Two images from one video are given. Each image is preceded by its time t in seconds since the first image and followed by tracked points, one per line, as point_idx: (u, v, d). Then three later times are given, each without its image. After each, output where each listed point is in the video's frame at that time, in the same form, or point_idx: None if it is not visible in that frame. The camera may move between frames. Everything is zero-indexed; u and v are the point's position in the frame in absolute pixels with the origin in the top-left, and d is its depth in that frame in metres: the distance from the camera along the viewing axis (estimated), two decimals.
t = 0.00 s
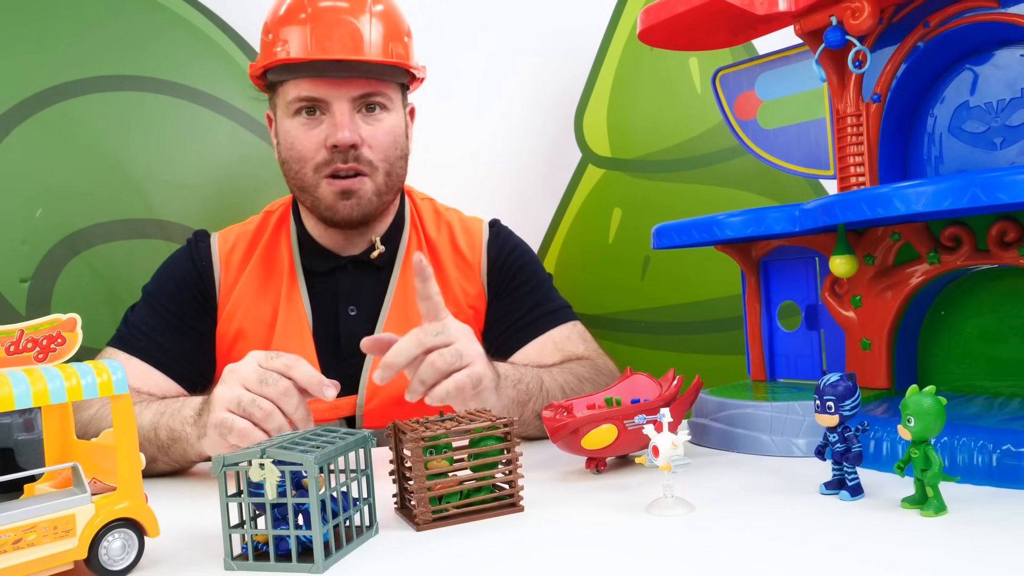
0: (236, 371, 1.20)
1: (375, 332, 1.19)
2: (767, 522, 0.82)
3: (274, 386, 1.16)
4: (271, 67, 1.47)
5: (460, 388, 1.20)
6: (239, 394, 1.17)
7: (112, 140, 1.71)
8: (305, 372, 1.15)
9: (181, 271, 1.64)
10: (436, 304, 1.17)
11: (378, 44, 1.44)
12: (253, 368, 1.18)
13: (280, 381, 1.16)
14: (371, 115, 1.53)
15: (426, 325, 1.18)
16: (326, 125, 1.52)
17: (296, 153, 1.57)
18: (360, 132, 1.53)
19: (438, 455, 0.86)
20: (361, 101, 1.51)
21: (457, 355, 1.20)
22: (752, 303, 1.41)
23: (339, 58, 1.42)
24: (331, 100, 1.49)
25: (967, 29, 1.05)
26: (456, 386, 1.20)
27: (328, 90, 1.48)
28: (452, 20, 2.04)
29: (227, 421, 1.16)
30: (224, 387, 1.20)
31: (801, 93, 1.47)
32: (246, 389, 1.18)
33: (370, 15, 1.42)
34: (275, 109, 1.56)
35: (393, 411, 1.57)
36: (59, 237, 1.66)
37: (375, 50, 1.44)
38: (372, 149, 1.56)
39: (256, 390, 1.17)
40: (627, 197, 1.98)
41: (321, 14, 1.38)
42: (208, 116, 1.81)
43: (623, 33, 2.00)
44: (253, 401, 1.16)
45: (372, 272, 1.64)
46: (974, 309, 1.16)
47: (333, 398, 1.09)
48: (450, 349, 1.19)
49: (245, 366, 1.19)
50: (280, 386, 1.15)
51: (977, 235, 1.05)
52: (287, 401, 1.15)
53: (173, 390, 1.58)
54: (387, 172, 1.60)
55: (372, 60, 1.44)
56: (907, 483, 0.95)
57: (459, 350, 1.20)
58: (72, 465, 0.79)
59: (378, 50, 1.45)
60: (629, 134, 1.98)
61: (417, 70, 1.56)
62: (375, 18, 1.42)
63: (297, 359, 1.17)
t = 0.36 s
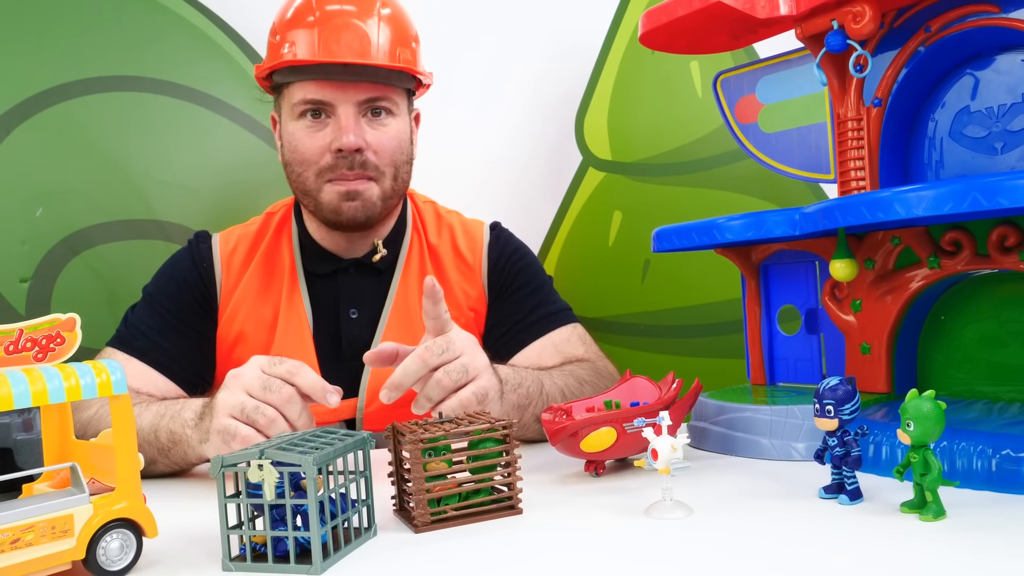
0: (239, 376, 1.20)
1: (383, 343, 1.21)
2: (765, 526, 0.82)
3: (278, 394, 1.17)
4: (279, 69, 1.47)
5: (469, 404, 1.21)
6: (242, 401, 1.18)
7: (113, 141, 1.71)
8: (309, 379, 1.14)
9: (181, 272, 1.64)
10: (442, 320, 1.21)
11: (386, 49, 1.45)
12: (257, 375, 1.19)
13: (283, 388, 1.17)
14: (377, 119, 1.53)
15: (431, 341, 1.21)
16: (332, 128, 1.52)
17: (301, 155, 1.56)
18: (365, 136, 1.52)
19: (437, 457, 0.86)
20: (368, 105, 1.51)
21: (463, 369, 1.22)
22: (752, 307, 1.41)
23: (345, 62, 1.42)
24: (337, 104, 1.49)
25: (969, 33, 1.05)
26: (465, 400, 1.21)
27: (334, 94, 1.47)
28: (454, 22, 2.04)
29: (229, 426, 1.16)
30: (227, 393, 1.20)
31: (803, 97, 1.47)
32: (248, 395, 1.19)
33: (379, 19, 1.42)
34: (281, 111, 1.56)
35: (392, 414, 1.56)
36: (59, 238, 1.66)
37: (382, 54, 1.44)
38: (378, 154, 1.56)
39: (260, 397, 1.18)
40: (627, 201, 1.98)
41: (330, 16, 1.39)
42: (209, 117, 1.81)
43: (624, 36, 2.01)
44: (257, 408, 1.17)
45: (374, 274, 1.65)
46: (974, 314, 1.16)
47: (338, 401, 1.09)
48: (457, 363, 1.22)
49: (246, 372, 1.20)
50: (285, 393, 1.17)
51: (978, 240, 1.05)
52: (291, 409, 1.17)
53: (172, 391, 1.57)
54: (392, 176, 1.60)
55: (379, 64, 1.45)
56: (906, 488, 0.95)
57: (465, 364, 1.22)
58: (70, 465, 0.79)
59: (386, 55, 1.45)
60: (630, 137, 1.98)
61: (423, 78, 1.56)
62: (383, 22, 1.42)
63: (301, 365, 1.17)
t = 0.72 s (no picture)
0: (238, 378, 1.20)
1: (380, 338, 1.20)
2: (764, 527, 0.82)
3: (278, 395, 1.17)
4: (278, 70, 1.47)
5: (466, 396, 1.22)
6: (242, 403, 1.18)
7: (111, 140, 1.71)
8: (308, 380, 1.14)
9: (181, 272, 1.63)
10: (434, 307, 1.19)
11: (385, 50, 1.45)
12: (257, 377, 1.18)
13: (283, 389, 1.17)
14: (377, 120, 1.53)
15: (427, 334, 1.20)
16: (331, 129, 1.52)
17: (300, 156, 1.56)
18: (365, 137, 1.52)
19: (435, 457, 0.86)
20: (367, 105, 1.51)
21: (461, 364, 1.21)
22: (751, 310, 1.41)
23: (344, 63, 1.41)
24: (337, 104, 1.49)
25: (968, 36, 1.05)
26: (461, 393, 1.21)
27: (334, 94, 1.47)
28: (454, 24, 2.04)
29: (229, 428, 1.16)
30: (226, 394, 1.20)
31: (803, 99, 1.47)
32: (248, 396, 1.19)
33: (378, 20, 1.43)
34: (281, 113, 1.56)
35: (392, 415, 1.56)
36: (57, 237, 1.66)
37: (381, 55, 1.44)
38: (377, 155, 1.56)
39: (259, 398, 1.18)
40: (627, 202, 1.98)
41: (329, 17, 1.39)
42: (208, 117, 1.81)
43: (624, 38, 2.01)
44: (257, 409, 1.17)
45: (374, 275, 1.64)
46: (973, 316, 1.16)
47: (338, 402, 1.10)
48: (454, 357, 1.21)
49: (246, 373, 1.19)
50: (284, 395, 1.17)
51: (977, 243, 1.05)
52: (291, 410, 1.17)
53: (170, 391, 1.57)
54: (392, 178, 1.60)
55: (378, 65, 1.44)
56: (904, 490, 0.95)
57: (463, 359, 1.22)
58: (67, 464, 0.79)
59: (385, 56, 1.45)
60: (629, 139, 1.98)
61: (423, 79, 1.56)
62: (383, 23, 1.42)
63: (300, 365, 1.16)
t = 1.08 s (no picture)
0: (239, 379, 1.20)
1: (382, 347, 1.21)
2: (763, 530, 0.82)
3: (278, 396, 1.17)
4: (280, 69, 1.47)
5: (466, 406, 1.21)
6: (243, 404, 1.18)
7: (112, 139, 1.71)
8: (310, 382, 1.14)
9: (182, 271, 1.63)
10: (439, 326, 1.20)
11: (388, 49, 1.45)
12: (257, 377, 1.19)
13: (283, 390, 1.17)
14: (379, 119, 1.54)
15: (429, 345, 1.21)
16: (333, 128, 1.52)
17: (302, 155, 1.57)
18: (366, 137, 1.53)
19: (434, 458, 0.86)
20: (370, 105, 1.51)
21: (460, 373, 1.22)
22: (751, 312, 1.42)
23: (347, 62, 1.42)
24: (339, 104, 1.49)
25: (969, 40, 1.05)
26: (461, 402, 1.21)
27: (336, 94, 1.47)
28: (455, 23, 2.04)
29: (229, 429, 1.17)
30: (226, 395, 1.20)
31: (803, 102, 1.47)
32: (247, 397, 1.19)
33: (381, 20, 1.42)
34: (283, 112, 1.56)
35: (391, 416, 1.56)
36: (57, 235, 1.66)
37: (384, 54, 1.44)
38: (379, 154, 1.56)
39: (259, 399, 1.18)
40: (626, 203, 1.98)
41: (332, 17, 1.39)
42: (209, 116, 1.81)
43: (626, 40, 2.01)
44: (258, 411, 1.17)
45: (374, 276, 1.65)
46: (973, 320, 1.16)
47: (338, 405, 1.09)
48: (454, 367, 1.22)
49: (246, 374, 1.20)
50: (284, 396, 1.17)
51: (977, 247, 1.05)
52: (291, 410, 1.17)
53: (169, 390, 1.57)
54: (394, 177, 1.61)
55: (382, 65, 1.45)
56: (903, 493, 0.95)
57: (462, 368, 1.22)
58: (67, 462, 0.79)
59: (388, 56, 1.45)
60: (630, 140, 1.98)
61: (426, 78, 1.56)
62: (387, 23, 1.42)
63: (301, 367, 1.16)
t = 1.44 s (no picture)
0: (239, 380, 1.20)
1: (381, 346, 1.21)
2: (762, 533, 0.82)
3: (278, 396, 1.17)
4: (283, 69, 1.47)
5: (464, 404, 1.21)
6: (243, 404, 1.18)
7: (113, 138, 1.71)
8: (310, 382, 1.14)
9: (182, 270, 1.63)
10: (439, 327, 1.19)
11: (390, 49, 1.45)
12: (257, 378, 1.19)
13: (283, 391, 1.17)
14: (381, 120, 1.53)
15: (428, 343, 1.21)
16: (334, 128, 1.52)
17: (303, 155, 1.56)
18: (367, 137, 1.53)
19: (434, 459, 0.86)
20: (371, 105, 1.51)
21: (459, 372, 1.22)
22: (751, 315, 1.41)
23: (348, 61, 1.42)
24: (340, 104, 1.49)
25: (971, 44, 1.05)
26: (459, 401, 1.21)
27: (337, 93, 1.47)
28: (457, 25, 2.04)
29: (229, 429, 1.16)
30: (226, 395, 1.20)
31: (805, 105, 1.47)
32: (248, 397, 1.19)
33: (382, 21, 1.43)
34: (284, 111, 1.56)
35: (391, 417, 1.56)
36: (57, 234, 1.66)
37: (385, 55, 1.44)
38: (379, 154, 1.56)
39: (260, 399, 1.18)
40: (627, 206, 1.98)
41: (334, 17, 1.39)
42: (211, 116, 1.81)
43: (628, 42, 2.01)
44: (257, 411, 1.17)
45: (374, 277, 1.64)
46: (973, 325, 1.16)
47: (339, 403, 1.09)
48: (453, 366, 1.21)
49: (246, 375, 1.20)
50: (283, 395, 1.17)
51: (978, 251, 1.05)
52: (291, 410, 1.17)
53: (168, 389, 1.57)
54: (395, 177, 1.61)
55: (383, 65, 1.45)
56: (903, 497, 0.94)
57: (461, 367, 1.22)
58: (67, 462, 0.79)
59: (389, 56, 1.45)
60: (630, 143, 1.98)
61: (427, 78, 1.56)
62: (388, 24, 1.43)
63: (301, 367, 1.17)
